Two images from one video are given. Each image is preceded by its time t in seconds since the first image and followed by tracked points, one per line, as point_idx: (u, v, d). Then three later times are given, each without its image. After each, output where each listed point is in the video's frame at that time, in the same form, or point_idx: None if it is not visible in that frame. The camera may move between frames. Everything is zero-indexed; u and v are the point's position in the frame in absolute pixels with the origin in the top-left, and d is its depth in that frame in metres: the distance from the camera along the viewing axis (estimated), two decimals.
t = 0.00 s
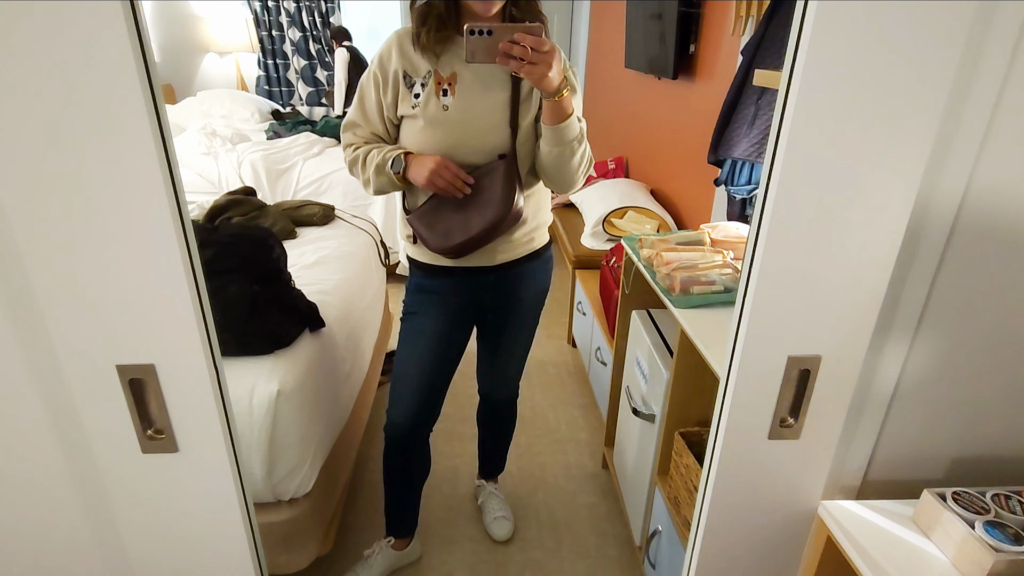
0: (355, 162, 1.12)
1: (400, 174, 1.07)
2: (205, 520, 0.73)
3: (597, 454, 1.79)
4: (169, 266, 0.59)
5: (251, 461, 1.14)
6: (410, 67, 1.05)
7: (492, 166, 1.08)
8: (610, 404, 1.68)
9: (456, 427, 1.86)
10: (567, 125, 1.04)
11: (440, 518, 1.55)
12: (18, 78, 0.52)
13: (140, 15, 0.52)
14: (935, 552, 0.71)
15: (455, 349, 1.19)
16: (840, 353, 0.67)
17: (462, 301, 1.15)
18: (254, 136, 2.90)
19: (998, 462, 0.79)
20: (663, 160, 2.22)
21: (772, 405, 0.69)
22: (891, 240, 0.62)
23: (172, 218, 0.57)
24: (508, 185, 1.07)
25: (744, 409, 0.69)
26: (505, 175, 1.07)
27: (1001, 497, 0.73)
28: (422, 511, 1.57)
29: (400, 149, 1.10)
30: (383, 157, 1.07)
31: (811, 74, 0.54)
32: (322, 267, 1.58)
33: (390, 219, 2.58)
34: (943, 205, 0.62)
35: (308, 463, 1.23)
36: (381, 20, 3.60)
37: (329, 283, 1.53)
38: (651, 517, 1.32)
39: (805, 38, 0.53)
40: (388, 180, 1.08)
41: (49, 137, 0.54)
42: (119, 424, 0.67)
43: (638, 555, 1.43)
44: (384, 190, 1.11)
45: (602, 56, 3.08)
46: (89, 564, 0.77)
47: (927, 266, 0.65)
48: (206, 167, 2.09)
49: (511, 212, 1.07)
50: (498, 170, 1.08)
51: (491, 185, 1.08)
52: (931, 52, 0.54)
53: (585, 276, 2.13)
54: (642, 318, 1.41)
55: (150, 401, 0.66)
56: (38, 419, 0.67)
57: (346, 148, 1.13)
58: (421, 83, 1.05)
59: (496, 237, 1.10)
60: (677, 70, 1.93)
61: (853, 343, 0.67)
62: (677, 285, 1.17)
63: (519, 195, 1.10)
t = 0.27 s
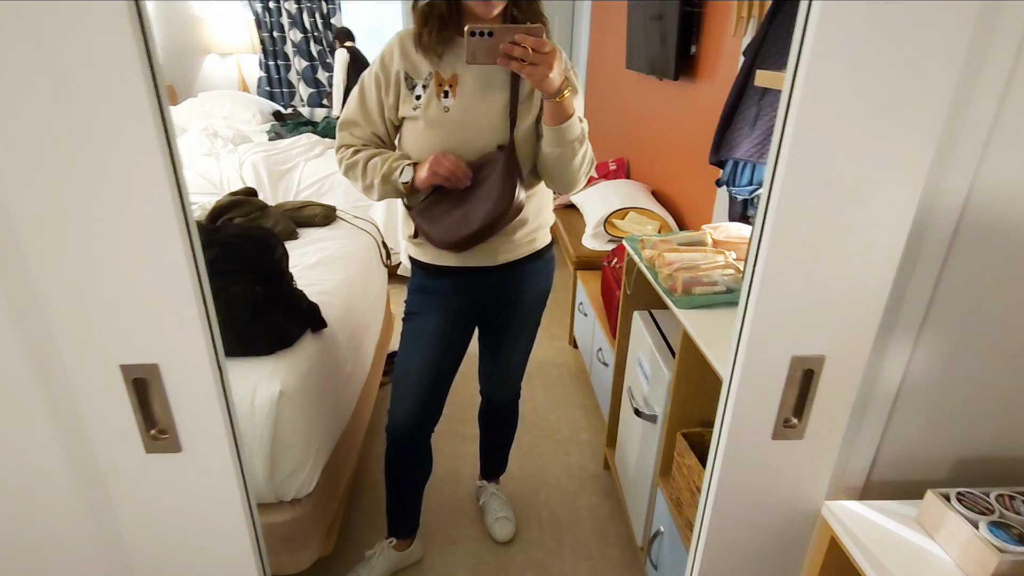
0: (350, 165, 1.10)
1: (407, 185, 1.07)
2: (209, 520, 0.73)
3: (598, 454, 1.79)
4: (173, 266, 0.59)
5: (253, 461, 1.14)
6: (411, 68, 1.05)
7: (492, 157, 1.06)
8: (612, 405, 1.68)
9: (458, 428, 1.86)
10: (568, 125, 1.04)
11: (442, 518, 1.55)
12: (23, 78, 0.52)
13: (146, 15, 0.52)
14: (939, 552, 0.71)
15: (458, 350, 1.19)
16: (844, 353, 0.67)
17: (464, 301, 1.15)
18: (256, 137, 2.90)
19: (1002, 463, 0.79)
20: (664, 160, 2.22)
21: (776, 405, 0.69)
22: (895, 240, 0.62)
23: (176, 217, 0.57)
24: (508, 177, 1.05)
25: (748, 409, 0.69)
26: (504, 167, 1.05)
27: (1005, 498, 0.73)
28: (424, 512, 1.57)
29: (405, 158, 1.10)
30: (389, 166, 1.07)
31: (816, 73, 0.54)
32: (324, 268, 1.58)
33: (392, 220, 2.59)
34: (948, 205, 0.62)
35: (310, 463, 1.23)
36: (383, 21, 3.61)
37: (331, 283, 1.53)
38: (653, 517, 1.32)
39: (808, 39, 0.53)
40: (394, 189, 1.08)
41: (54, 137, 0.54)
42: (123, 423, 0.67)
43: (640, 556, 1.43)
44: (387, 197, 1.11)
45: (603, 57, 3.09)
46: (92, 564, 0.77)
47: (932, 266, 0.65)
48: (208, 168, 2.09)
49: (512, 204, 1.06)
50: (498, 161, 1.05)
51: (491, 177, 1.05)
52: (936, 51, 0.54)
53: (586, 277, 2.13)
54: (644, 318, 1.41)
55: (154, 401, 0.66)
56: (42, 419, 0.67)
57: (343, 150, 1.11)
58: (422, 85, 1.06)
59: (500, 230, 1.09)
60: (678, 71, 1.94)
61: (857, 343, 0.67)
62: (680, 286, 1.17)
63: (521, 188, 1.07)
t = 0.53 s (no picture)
0: (354, 169, 1.10)
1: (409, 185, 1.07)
2: (213, 521, 0.73)
3: (600, 455, 1.79)
4: (178, 269, 0.59)
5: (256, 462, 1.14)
6: (413, 69, 1.05)
7: (500, 159, 1.09)
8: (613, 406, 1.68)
9: (459, 429, 1.86)
10: (570, 127, 1.04)
11: (443, 519, 1.55)
12: (30, 81, 0.52)
13: (152, 18, 0.52)
14: (941, 554, 0.71)
15: (460, 351, 1.19)
16: (848, 355, 0.67)
17: (467, 303, 1.15)
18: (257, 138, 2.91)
19: (1005, 465, 0.79)
20: (665, 162, 2.22)
21: (779, 407, 0.69)
22: (898, 242, 0.62)
23: (181, 220, 0.57)
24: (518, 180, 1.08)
25: (751, 411, 0.69)
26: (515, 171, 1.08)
27: (1008, 500, 0.73)
28: (425, 513, 1.57)
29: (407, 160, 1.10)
30: (391, 167, 1.07)
31: (820, 76, 0.54)
32: (326, 269, 1.58)
33: (393, 220, 2.59)
34: (951, 207, 0.63)
35: (312, 464, 1.23)
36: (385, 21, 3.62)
37: (333, 284, 1.53)
38: (655, 519, 1.32)
39: (812, 42, 0.53)
40: (396, 190, 1.08)
41: (60, 140, 0.54)
42: (127, 425, 0.67)
43: (642, 557, 1.43)
44: (389, 199, 1.11)
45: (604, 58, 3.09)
46: (96, 565, 0.77)
47: (935, 269, 0.65)
48: (209, 169, 2.09)
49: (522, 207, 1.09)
50: (507, 164, 1.09)
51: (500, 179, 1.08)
52: (939, 54, 0.54)
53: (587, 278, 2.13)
54: (646, 319, 1.41)
55: (158, 403, 0.66)
56: (47, 421, 0.67)
57: (346, 154, 1.11)
58: (424, 87, 1.06)
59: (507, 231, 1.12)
60: (679, 72, 1.94)
61: (860, 346, 0.67)
62: (682, 287, 1.17)
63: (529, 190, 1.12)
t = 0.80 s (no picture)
0: (356, 173, 1.10)
1: (406, 197, 1.07)
2: (207, 522, 0.73)
3: (599, 455, 1.78)
4: (170, 269, 0.59)
5: (253, 463, 1.14)
6: (411, 70, 1.05)
7: (497, 163, 1.06)
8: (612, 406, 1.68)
9: (458, 429, 1.86)
10: (569, 126, 1.04)
11: (442, 520, 1.55)
12: (19, 79, 0.52)
13: (142, 17, 0.52)
14: (940, 555, 0.71)
15: (457, 351, 1.19)
16: (845, 355, 0.67)
17: (464, 303, 1.15)
18: (257, 138, 2.90)
19: (1004, 465, 0.79)
20: (665, 162, 2.22)
21: (776, 407, 0.69)
22: (895, 241, 0.61)
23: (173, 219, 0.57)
24: (514, 180, 1.05)
25: (748, 411, 0.69)
26: (509, 170, 1.06)
27: (1007, 501, 0.72)
28: (424, 514, 1.57)
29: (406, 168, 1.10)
30: (389, 177, 1.06)
31: (816, 74, 0.53)
32: (324, 269, 1.58)
33: (392, 221, 2.59)
34: (948, 205, 0.62)
35: (309, 465, 1.23)
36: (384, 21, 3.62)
37: (331, 285, 1.52)
38: (653, 519, 1.32)
39: (808, 40, 0.53)
40: (394, 201, 1.07)
41: (50, 140, 0.54)
42: (120, 426, 0.67)
43: (641, 557, 1.42)
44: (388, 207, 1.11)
45: (604, 57, 3.09)
46: (90, 567, 0.76)
47: (933, 268, 0.65)
48: (208, 169, 2.09)
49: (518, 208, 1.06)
50: (502, 166, 1.06)
51: (495, 181, 1.06)
52: (936, 51, 0.54)
53: (587, 278, 2.13)
54: (645, 319, 1.41)
55: (151, 404, 0.66)
56: (40, 422, 0.67)
57: (347, 156, 1.11)
58: (423, 87, 1.05)
59: (506, 233, 1.09)
60: (679, 71, 1.93)
61: (858, 345, 0.66)
62: (680, 287, 1.17)
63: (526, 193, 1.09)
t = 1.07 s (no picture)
0: (355, 173, 1.10)
1: (407, 199, 1.07)
2: (207, 522, 0.73)
3: (600, 455, 1.78)
4: (168, 268, 0.58)
5: (253, 463, 1.14)
6: (411, 69, 1.04)
7: (497, 163, 1.06)
8: (613, 405, 1.67)
9: (458, 429, 1.86)
10: (569, 126, 1.03)
11: (443, 519, 1.55)
12: (15, 78, 0.52)
13: (139, 15, 0.51)
14: (942, 554, 0.71)
15: (458, 351, 1.18)
16: (846, 354, 0.66)
17: (464, 302, 1.14)
18: (257, 137, 2.90)
19: (1006, 463, 0.78)
20: (665, 160, 2.22)
21: (777, 406, 0.69)
22: (897, 239, 0.61)
23: (171, 219, 0.56)
24: (514, 181, 1.05)
25: (749, 411, 0.69)
26: (511, 172, 1.05)
27: (1009, 499, 0.72)
28: (424, 513, 1.56)
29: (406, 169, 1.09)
30: (388, 179, 1.06)
31: (816, 73, 0.53)
32: (324, 269, 1.58)
33: (392, 220, 2.58)
34: (950, 203, 0.62)
35: (309, 465, 1.23)
36: (385, 19, 3.62)
37: (331, 285, 1.52)
38: (654, 518, 1.31)
39: (809, 38, 0.53)
40: (394, 203, 1.08)
41: (47, 139, 0.54)
42: (119, 426, 0.66)
43: (642, 557, 1.42)
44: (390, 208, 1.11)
45: (604, 56, 3.08)
46: (89, 567, 0.76)
47: (934, 265, 0.65)
48: (207, 169, 2.10)
49: (520, 210, 1.06)
50: (502, 166, 1.06)
51: (495, 181, 1.06)
52: (938, 49, 0.53)
53: (587, 277, 2.12)
54: (645, 318, 1.40)
55: (150, 404, 0.65)
56: (37, 422, 0.66)
57: (347, 156, 1.11)
58: (423, 86, 1.05)
59: (507, 233, 1.09)
60: (679, 70, 1.93)
61: (860, 344, 0.66)
62: (680, 286, 1.17)
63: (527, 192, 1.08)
